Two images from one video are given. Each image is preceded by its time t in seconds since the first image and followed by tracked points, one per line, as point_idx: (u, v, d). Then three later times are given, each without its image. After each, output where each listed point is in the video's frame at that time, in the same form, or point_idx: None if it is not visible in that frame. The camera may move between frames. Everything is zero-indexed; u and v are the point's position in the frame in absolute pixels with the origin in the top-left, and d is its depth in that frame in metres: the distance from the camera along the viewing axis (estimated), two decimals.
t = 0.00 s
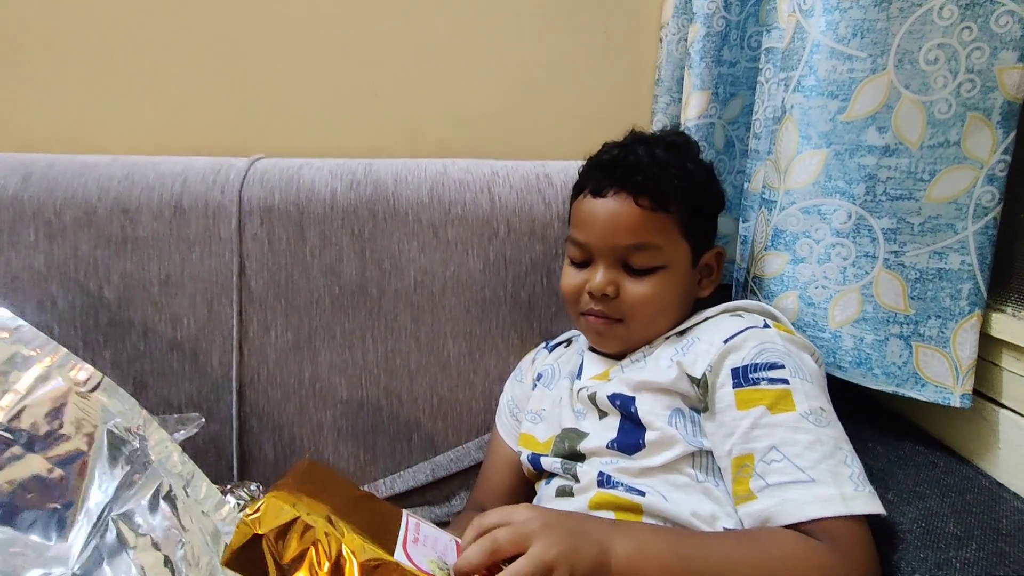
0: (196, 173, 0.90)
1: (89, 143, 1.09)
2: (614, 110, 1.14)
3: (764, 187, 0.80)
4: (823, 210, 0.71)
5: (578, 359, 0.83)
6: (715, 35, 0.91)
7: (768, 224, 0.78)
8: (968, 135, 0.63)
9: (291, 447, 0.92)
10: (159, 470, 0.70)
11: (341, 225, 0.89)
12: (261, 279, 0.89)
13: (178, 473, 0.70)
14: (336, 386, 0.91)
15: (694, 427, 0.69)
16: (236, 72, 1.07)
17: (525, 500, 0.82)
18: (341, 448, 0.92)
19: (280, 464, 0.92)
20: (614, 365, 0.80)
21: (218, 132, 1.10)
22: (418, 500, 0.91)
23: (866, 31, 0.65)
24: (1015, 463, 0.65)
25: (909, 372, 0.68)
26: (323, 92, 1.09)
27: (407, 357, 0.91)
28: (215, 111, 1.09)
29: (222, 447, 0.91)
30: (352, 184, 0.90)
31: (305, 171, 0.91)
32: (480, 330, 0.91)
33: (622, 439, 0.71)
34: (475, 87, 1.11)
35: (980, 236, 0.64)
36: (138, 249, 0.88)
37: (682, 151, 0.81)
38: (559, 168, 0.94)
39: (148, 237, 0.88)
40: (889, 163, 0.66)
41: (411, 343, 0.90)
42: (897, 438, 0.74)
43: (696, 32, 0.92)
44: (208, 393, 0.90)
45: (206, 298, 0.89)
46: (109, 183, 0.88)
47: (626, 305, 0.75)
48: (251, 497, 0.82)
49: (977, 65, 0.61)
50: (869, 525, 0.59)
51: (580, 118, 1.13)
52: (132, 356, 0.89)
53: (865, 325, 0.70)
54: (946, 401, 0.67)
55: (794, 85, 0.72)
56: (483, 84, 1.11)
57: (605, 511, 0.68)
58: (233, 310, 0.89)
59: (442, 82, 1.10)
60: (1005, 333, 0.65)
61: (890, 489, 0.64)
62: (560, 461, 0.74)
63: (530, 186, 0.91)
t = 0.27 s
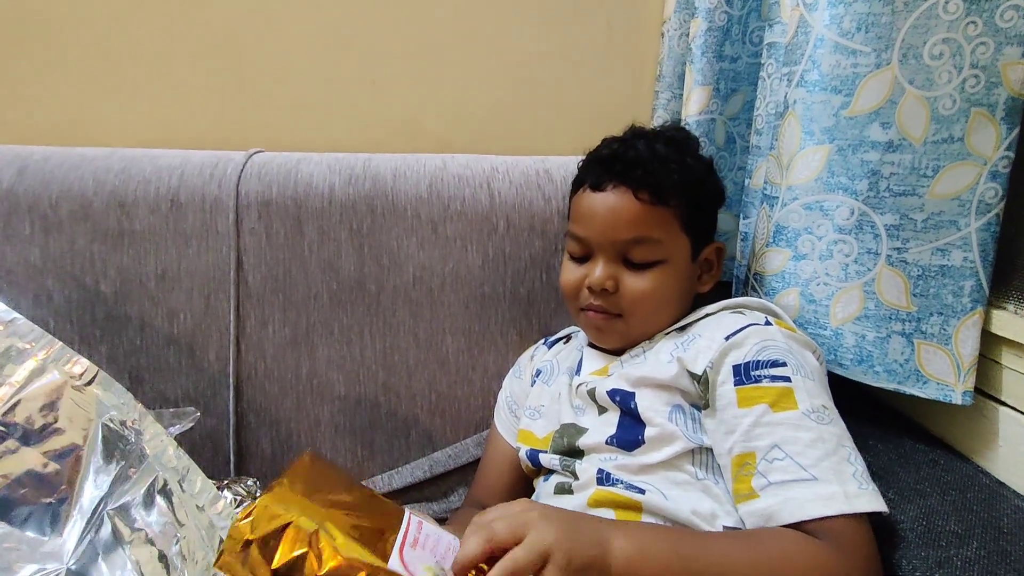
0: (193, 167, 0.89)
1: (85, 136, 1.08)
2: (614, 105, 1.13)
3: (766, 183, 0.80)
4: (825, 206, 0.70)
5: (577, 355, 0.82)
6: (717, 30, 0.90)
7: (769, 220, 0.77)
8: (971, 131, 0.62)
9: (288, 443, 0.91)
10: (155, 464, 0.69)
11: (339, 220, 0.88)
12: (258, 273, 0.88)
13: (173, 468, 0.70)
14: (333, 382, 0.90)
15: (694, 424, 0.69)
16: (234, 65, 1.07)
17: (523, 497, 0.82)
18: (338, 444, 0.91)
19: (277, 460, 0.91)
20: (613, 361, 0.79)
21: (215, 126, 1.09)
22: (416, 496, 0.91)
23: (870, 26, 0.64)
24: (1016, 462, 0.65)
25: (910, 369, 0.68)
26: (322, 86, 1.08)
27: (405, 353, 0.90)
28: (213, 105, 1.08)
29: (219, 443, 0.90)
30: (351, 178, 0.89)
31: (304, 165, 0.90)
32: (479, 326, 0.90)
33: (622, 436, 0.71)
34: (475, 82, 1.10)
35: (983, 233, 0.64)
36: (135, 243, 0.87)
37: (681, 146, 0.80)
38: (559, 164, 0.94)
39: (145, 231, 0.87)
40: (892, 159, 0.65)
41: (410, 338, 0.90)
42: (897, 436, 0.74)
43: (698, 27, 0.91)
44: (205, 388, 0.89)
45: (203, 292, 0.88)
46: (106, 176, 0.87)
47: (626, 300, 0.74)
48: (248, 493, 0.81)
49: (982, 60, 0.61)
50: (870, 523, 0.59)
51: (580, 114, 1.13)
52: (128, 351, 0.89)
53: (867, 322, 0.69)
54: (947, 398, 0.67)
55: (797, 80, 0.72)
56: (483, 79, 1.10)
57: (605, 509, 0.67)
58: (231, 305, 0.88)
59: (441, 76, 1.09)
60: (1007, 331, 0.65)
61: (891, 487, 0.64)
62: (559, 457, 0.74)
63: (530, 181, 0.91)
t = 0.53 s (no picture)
0: (191, 162, 0.89)
1: (82, 132, 1.08)
2: (614, 103, 1.13)
3: (765, 181, 0.80)
4: (824, 205, 0.70)
5: (575, 354, 0.82)
6: (717, 28, 0.90)
7: (768, 219, 0.77)
8: (970, 130, 0.62)
9: (286, 440, 0.91)
10: (151, 461, 0.69)
11: (338, 216, 0.88)
12: (256, 270, 0.88)
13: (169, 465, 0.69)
14: (331, 379, 0.90)
15: (691, 424, 0.69)
16: (232, 61, 1.06)
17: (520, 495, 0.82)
18: (336, 441, 0.91)
19: (275, 457, 0.91)
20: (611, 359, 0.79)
21: (213, 123, 1.09)
22: (413, 494, 0.91)
23: (870, 24, 0.64)
24: (1012, 461, 0.65)
25: (908, 368, 0.68)
26: (321, 83, 1.08)
27: (403, 350, 0.90)
28: (210, 101, 1.07)
29: (216, 440, 0.90)
30: (349, 175, 0.89)
31: (302, 162, 0.90)
32: (477, 323, 0.90)
33: (620, 436, 0.71)
34: (474, 79, 1.10)
35: (982, 232, 0.64)
36: (132, 239, 0.87)
37: (678, 143, 0.80)
38: (558, 162, 0.93)
39: (142, 227, 0.87)
40: (891, 158, 0.65)
41: (408, 336, 0.90)
42: (895, 435, 0.74)
43: (698, 25, 0.91)
44: (203, 384, 0.89)
45: (201, 289, 0.88)
46: (103, 171, 0.87)
47: (624, 298, 0.74)
48: (245, 490, 0.81)
49: (981, 60, 0.61)
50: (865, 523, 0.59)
51: (579, 111, 1.13)
52: (125, 347, 0.88)
53: (865, 321, 0.69)
54: (945, 397, 0.67)
55: (797, 78, 0.72)
56: (482, 76, 1.10)
57: (603, 510, 0.67)
58: (228, 302, 0.88)
59: (440, 74, 1.09)
60: (1004, 330, 0.65)
61: (888, 487, 0.64)
62: (558, 457, 0.74)
63: (528, 179, 0.91)
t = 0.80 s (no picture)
0: (190, 156, 0.89)
1: (81, 125, 1.08)
2: (613, 99, 1.13)
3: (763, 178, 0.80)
4: (822, 202, 0.70)
5: (573, 350, 0.82)
6: (716, 24, 0.90)
7: (767, 216, 0.77)
8: (969, 128, 0.63)
9: (284, 435, 0.91)
10: (150, 454, 0.68)
11: (337, 211, 0.88)
12: (255, 264, 0.88)
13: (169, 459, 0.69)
14: (330, 374, 0.90)
15: (688, 421, 0.69)
16: (230, 54, 1.06)
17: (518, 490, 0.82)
18: (335, 435, 0.91)
19: (273, 451, 0.91)
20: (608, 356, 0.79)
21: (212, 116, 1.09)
22: (411, 488, 0.91)
23: (870, 21, 0.64)
24: (1007, 457, 0.65)
25: (904, 365, 0.68)
26: (320, 77, 1.08)
27: (401, 345, 0.90)
28: (209, 95, 1.07)
29: (215, 434, 0.90)
30: (348, 170, 0.89)
31: (301, 156, 0.90)
32: (476, 318, 0.90)
33: (617, 433, 0.71)
34: (473, 74, 1.09)
35: (979, 230, 0.64)
36: (130, 233, 0.87)
37: (674, 140, 0.80)
38: (557, 157, 0.93)
39: (141, 221, 0.87)
40: (890, 155, 0.65)
41: (407, 331, 0.90)
42: (891, 431, 0.74)
43: (698, 21, 0.91)
44: (202, 378, 0.89)
45: (199, 283, 0.88)
46: (101, 165, 0.87)
47: (621, 295, 0.74)
48: (244, 484, 0.81)
49: (980, 57, 0.61)
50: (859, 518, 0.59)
51: (579, 107, 1.12)
52: (124, 341, 0.88)
53: (862, 318, 0.69)
54: (940, 394, 0.67)
55: (796, 75, 0.72)
56: (481, 71, 1.09)
57: (600, 505, 0.68)
58: (227, 296, 0.88)
59: (439, 68, 1.09)
60: (1000, 327, 0.66)
61: (883, 482, 0.64)
62: (556, 454, 0.74)
63: (527, 174, 0.91)
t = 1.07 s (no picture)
0: (182, 137, 0.87)
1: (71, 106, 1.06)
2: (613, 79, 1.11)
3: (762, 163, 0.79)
4: (821, 187, 0.70)
5: (570, 335, 0.82)
6: (717, 7, 0.89)
7: (765, 201, 0.77)
8: (971, 114, 0.62)
9: (279, 418, 0.91)
10: (144, 440, 0.67)
11: (332, 193, 0.87)
12: (249, 247, 0.87)
13: (163, 445, 0.68)
14: (325, 357, 0.90)
15: (684, 405, 0.69)
16: (224, 33, 1.05)
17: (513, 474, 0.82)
18: (330, 419, 0.91)
19: (268, 434, 0.91)
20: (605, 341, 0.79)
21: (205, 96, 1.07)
22: (406, 472, 0.91)
23: (873, 4, 0.63)
24: (1000, 443, 0.65)
25: (900, 352, 0.68)
26: (315, 57, 1.06)
27: (397, 329, 0.90)
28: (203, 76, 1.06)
29: (209, 417, 0.90)
30: (344, 152, 0.88)
31: (295, 138, 0.89)
32: (472, 303, 0.90)
33: (613, 416, 0.71)
34: (471, 55, 1.08)
35: (977, 217, 0.64)
36: (123, 214, 0.86)
37: (671, 124, 0.80)
38: (555, 141, 0.93)
39: (133, 202, 0.86)
40: (890, 141, 0.65)
41: (402, 315, 0.89)
42: (885, 417, 0.74)
43: (699, 3, 0.90)
44: (196, 361, 0.89)
45: (193, 266, 0.87)
46: (93, 145, 0.85)
47: (618, 280, 0.74)
48: (239, 467, 0.81)
49: (984, 42, 0.61)
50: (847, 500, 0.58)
51: (580, 90, 1.11)
52: (117, 323, 0.88)
53: (859, 305, 0.69)
54: (935, 380, 0.67)
55: (798, 59, 0.71)
56: (478, 53, 1.08)
57: (594, 488, 0.68)
58: (221, 279, 0.87)
59: (436, 50, 1.07)
60: (996, 314, 0.66)
61: (877, 467, 0.64)
62: (551, 437, 0.74)
63: (525, 158, 0.90)
